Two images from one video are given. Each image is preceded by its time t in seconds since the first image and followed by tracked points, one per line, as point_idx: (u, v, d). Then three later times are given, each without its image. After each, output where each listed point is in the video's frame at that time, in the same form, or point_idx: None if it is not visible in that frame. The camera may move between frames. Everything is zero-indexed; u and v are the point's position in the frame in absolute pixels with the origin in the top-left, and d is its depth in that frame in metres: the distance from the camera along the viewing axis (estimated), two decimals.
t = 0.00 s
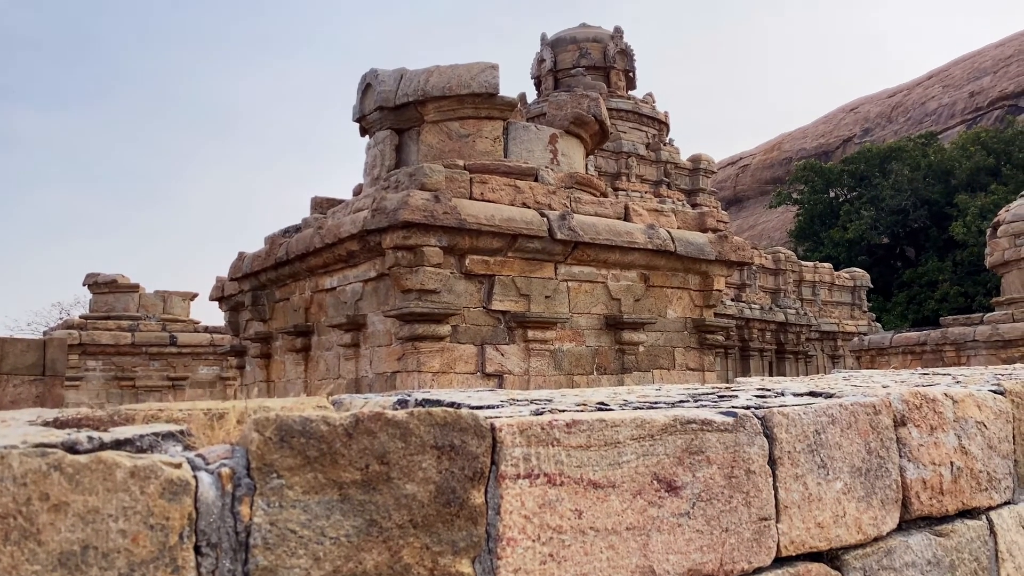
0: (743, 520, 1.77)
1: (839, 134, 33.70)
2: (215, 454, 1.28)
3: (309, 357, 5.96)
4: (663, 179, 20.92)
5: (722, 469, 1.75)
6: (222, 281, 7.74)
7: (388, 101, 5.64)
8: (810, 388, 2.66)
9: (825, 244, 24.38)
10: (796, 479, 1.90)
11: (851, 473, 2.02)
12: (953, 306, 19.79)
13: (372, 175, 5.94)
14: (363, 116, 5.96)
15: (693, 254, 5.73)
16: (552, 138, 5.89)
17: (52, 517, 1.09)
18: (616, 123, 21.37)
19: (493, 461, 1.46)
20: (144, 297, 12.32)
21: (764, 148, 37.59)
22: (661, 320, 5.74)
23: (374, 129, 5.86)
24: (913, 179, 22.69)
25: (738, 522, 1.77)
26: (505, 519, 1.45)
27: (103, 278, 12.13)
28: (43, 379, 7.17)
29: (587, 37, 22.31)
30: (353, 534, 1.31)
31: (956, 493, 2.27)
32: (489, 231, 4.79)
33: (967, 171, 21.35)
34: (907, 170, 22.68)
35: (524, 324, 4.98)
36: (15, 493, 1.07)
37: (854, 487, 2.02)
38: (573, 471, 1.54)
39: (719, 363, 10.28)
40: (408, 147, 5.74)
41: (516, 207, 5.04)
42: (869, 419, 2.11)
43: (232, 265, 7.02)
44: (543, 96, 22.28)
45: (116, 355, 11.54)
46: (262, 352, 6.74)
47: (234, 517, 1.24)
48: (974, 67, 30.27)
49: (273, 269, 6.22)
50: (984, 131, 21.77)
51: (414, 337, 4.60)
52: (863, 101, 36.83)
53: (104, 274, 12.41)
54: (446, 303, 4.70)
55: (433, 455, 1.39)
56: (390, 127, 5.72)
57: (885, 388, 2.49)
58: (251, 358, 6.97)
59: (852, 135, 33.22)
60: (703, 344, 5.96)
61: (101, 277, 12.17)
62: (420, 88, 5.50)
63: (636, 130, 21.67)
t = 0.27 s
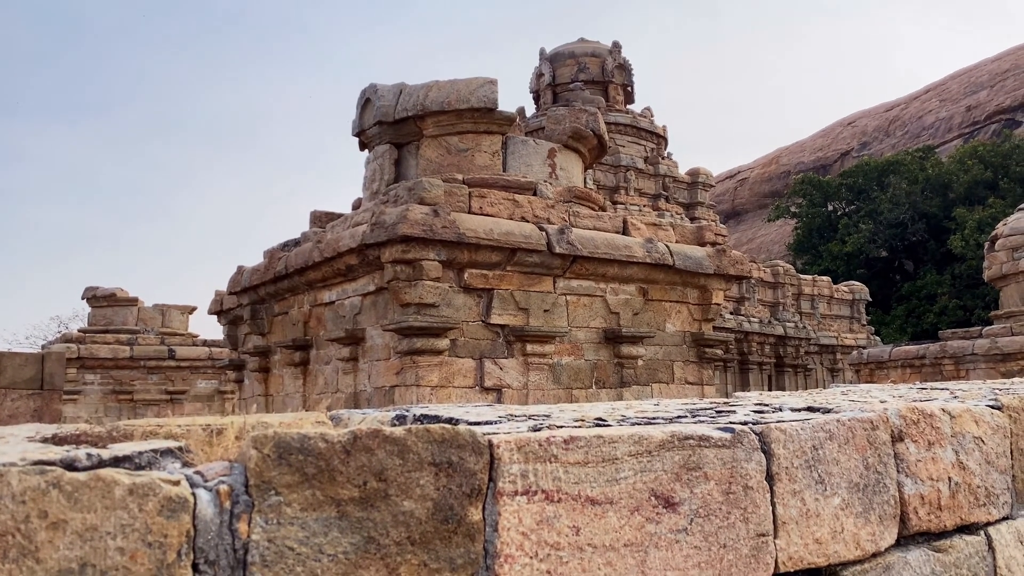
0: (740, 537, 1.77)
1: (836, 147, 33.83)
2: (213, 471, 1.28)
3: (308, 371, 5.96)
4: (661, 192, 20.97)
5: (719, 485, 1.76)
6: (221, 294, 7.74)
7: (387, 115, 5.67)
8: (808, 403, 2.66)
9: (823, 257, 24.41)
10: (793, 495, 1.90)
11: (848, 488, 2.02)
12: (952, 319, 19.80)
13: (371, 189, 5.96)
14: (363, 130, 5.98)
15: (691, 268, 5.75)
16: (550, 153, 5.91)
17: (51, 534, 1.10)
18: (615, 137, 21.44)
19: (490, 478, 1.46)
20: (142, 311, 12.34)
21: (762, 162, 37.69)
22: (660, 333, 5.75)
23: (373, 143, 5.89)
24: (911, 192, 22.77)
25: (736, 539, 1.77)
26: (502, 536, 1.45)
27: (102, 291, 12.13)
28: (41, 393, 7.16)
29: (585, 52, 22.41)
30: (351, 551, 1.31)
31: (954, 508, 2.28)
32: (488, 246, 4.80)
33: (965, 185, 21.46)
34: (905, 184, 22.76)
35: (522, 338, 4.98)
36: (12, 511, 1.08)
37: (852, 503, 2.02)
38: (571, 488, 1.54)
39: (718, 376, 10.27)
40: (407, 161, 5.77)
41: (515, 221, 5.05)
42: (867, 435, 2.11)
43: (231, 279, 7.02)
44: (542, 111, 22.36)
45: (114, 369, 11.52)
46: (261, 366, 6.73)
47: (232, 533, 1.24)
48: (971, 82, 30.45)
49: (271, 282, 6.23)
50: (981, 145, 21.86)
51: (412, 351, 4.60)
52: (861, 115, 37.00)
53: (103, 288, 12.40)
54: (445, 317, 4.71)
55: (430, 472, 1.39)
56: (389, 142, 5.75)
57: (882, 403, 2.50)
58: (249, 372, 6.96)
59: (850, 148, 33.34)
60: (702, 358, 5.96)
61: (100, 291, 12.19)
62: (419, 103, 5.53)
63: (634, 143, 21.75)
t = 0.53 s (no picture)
0: (738, 552, 1.77)
1: (834, 161, 33.93)
2: (211, 488, 1.28)
3: (306, 385, 5.95)
4: (660, 206, 21.02)
5: (717, 501, 1.76)
6: (220, 307, 7.74)
7: (386, 129, 5.69)
8: (806, 418, 2.66)
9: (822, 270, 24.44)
10: (791, 511, 1.90)
11: (846, 504, 2.02)
12: (950, 332, 19.81)
13: (370, 203, 5.97)
14: (362, 144, 6.01)
15: (690, 281, 5.77)
16: (549, 166, 5.93)
17: (48, 551, 1.10)
18: (613, 150, 21.50)
19: (487, 494, 1.46)
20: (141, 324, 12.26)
21: (761, 175, 37.79)
22: (659, 347, 5.75)
23: (372, 157, 5.91)
24: (909, 206, 22.83)
25: (733, 555, 1.77)
26: (499, 552, 1.45)
27: (101, 304, 12.12)
28: (39, 408, 7.15)
29: (584, 66, 22.52)
30: (347, 567, 1.31)
31: (952, 523, 2.27)
32: (486, 259, 4.81)
33: (963, 198, 21.56)
34: (903, 197, 22.82)
35: (520, 351, 4.98)
36: (11, 529, 1.09)
37: (849, 518, 2.02)
38: (568, 504, 1.54)
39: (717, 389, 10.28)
40: (406, 175, 5.79)
41: (513, 235, 5.07)
42: (864, 450, 2.11)
43: (230, 292, 7.03)
44: (541, 124, 22.43)
45: (112, 382, 11.51)
46: (259, 380, 6.72)
47: (229, 550, 1.24)
48: (968, 95, 30.59)
49: (270, 296, 6.23)
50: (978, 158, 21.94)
51: (411, 365, 4.59)
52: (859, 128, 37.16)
53: (102, 301, 12.37)
54: (444, 330, 4.71)
55: (427, 489, 1.40)
56: (388, 156, 5.78)
57: (879, 418, 2.50)
58: (248, 386, 6.96)
59: (847, 162, 33.45)
60: (701, 371, 5.97)
61: (99, 304, 12.16)
62: (419, 117, 5.56)
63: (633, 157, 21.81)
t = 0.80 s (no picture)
0: (736, 568, 1.77)
1: (833, 173, 34.03)
2: (209, 504, 1.29)
3: (304, 399, 5.94)
4: (659, 218, 21.06)
5: (714, 516, 1.76)
6: (219, 321, 7.75)
7: (385, 142, 5.71)
8: (803, 432, 2.67)
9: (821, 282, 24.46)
10: (788, 526, 1.90)
11: (843, 519, 2.02)
12: (949, 345, 19.80)
13: (369, 216, 5.98)
14: (361, 157, 6.03)
15: (688, 294, 5.77)
16: (547, 180, 5.95)
17: (46, 569, 1.11)
18: (612, 163, 21.56)
19: (485, 510, 1.47)
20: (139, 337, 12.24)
21: (759, 187, 37.88)
22: (657, 360, 5.75)
23: (371, 170, 5.93)
24: (907, 218, 22.90)
25: (731, 570, 1.77)
26: (497, 567, 1.45)
27: (99, 317, 12.12)
28: (36, 421, 7.14)
29: (582, 79, 22.62)
30: None
31: (950, 538, 2.27)
32: (485, 272, 4.82)
33: (961, 211, 21.62)
34: (901, 210, 22.88)
35: (519, 364, 4.98)
36: (10, 546, 1.10)
37: (847, 533, 2.02)
38: (565, 520, 1.54)
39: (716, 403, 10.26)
40: (405, 188, 5.80)
41: (512, 248, 5.08)
42: (861, 465, 2.12)
43: (228, 305, 7.03)
44: (539, 137, 22.50)
45: (111, 395, 11.50)
46: (258, 393, 6.71)
47: (226, 566, 1.24)
48: (965, 108, 30.73)
49: (269, 309, 6.24)
50: (976, 171, 22.01)
51: (409, 378, 4.59)
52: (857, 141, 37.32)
53: (100, 314, 12.38)
54: (442, 343, 4.71)
55: (424, 505, 1.40)
56: (387, 169, 5.80)
57: (876, 433, 2.50)
58: (246, 399, 6.95)
59: (846, 175, 33.54)
60: (700, 384, 5.96)
61: (98, 316, 12.16)
62: (418, 130, 5.58)
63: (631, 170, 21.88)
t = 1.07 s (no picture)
0: None
1: (831, 186, 34.13)
2: (206, 519, 1.29)
3: (302, 412, 5.93)
4: (657, 230, 21.10)
5: (711, 531, 1.76)
6: (218, 333, 7.74)
7: (384, 156, 5.73)
8: (801, 446, 2.66)
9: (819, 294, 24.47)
10: (785, 540, 1.89)
11: (841, 533, 2.02)
12: (948, 357, 19.80)
13: (368, 229, 5.99)
14: (360, 170, 6.04)
15: (687, 306, 5.78)
16: (546, 192, 5.96)
17: None
18: (610, 175, 21.62)
19: (482, 525, 1.46)
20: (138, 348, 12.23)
21: (757, 200, 37.97)
22: (656, 372, 5.75)
23: (370, 183, 5.95)
24: (906, 231, 22.96)
25: None
26: None
27: (98, 329, 12.11)
28: (34, 434, 7.13)
29: (581, 92, 22.75)
30: None
31: (949, 552, 2.27)
32: (483, 284, 4.83)
33: (959, 223, 21.67)
34: (899, 222, 22.93)
35: (518, 377, 4.98)
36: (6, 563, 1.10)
37: (845, 547, 2.01)
38: (562, 535, 1.54)
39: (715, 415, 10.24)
40: (404, 201, 5.82)
41: (510, 260, 5.09)
42: (858, 479, 2.12)
43: (227, 318, 7.03)
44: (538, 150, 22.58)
45: (109, 408, 11.47)
46: (256, 406, 6.70)
47: None
48: (963, 121, 30.86)
49: (267, 322, 6.24)
50: (974, 183, 22.08)
51: (407, 391, 4.59)
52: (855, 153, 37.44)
53: (99, 326, 12.37)
54: (440, 356, 4.71)
55: (421, 520, 1.40)
56: (386, 182, 5.81)
57: (874, 447, 2.50)
58: (245, 412, 6.94)
59: (844, 187, 33.65)
60: (698, 397, 5.96)
61: (96, 329, 12.15)
62: (417, 143, 5.60)
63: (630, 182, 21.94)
